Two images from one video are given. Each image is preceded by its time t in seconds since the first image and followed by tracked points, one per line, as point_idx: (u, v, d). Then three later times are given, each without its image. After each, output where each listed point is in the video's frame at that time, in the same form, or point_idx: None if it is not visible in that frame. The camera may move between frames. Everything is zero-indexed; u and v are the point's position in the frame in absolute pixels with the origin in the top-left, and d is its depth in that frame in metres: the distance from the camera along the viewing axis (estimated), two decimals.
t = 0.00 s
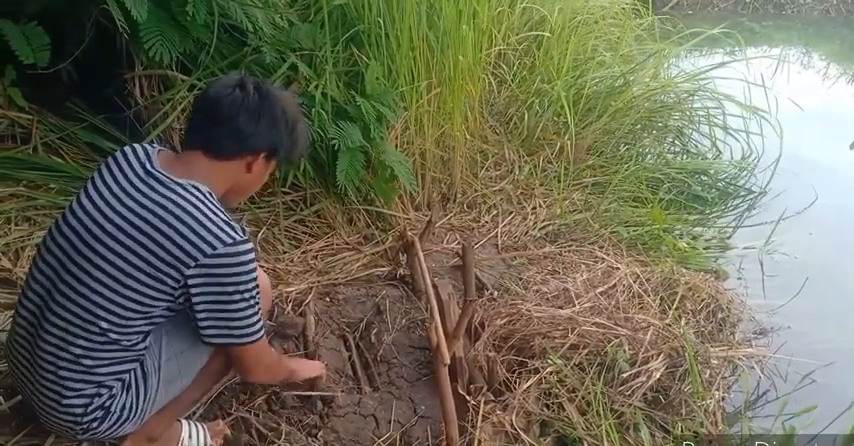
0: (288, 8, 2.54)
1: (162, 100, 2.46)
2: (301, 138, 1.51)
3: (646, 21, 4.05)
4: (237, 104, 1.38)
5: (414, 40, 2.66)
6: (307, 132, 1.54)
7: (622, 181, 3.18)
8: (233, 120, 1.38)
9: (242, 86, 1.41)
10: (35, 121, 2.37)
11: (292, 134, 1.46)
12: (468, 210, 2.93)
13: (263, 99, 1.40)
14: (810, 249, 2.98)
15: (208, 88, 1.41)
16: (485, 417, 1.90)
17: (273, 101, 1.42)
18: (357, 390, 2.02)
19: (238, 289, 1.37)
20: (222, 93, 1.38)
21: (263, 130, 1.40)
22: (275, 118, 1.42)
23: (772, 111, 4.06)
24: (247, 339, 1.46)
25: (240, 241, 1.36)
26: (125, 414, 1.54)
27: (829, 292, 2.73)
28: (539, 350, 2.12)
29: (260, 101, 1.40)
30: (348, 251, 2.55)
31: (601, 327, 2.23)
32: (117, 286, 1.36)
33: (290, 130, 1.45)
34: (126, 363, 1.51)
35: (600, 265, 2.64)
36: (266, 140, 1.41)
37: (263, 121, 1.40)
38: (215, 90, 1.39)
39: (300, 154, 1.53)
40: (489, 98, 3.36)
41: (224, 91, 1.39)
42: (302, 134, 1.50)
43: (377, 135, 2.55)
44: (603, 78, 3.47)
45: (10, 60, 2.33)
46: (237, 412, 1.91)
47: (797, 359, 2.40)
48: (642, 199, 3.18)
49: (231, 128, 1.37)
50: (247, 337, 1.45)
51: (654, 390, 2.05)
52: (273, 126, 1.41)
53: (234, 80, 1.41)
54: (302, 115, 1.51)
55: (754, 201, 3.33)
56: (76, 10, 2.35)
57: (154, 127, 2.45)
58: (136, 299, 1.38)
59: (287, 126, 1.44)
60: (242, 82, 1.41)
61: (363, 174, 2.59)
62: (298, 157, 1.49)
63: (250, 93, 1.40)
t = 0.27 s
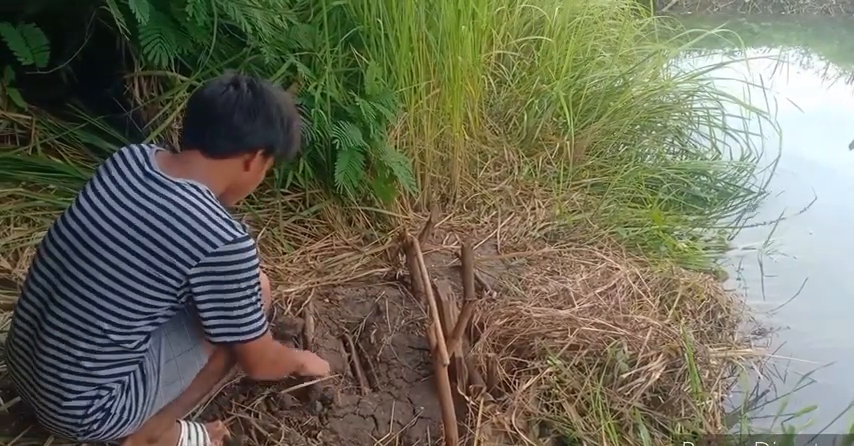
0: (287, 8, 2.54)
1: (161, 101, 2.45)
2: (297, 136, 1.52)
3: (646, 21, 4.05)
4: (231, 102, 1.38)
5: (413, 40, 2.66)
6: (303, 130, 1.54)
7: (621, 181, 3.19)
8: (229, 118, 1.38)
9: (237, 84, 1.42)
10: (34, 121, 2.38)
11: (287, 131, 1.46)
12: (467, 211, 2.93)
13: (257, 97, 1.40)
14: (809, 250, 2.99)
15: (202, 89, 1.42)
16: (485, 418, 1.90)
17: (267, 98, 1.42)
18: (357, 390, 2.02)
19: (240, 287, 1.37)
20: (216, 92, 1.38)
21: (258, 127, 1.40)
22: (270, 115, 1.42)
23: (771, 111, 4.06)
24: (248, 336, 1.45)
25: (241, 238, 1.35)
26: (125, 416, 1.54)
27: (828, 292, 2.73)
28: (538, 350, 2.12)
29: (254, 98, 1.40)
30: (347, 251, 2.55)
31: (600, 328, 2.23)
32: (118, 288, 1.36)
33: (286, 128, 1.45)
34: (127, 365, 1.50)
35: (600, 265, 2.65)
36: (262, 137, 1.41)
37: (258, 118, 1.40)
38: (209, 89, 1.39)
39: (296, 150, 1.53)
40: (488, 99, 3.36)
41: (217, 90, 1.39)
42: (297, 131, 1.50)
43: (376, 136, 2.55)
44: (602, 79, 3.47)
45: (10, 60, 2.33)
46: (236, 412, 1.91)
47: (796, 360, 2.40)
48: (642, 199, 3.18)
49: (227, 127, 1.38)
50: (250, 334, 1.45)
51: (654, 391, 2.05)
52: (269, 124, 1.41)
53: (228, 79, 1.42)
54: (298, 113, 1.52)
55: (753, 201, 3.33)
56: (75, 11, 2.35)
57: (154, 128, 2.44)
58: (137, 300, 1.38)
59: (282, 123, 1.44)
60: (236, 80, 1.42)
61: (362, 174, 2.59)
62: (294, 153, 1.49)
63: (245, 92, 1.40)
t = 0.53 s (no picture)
0: (286, 9, 2.54)
1: (159, 102, 2.46)
2: (298, 139, 1.51)
3: (645, 22, 4.05)
4: (235, 104, 1.38)
5: (412, 41, 2.66)
6: (304, 134, 1.54)
7: (620, 182, 3.19)
8: (232, 120, 1.37)
9: (240, 87, 1.42)
10: (33, 122, 2.37)
11: (290, 134, 1.46)
12: (466, 212, 2.93)
13: (261, 99, 1.40)
14: (809, 250, 2.99)
15: (205, 91, 1.41)
16: (484, 419, 1.90)
17: (270, 101, 1.42)
18: (355, 391, 2.02)
19: (233, 288, 1.32)
20: (219, 94, 1.38)
21: (261, 129, 1.39)
22: (274, 117, 1.41)
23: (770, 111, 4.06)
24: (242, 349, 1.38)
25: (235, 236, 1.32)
26: (125, 413, 1.54)
27: (827, 293, 2.73)
28: (538, 351, 2.12)
29: (258, 100, 1.40)
30: (346, 252, 2.55)
31: (599, 328, 2.23)
32: (117, 285, 1.36)
33: (289, 131, 1.45)
34: (125, 362, 1.50)
35: (599, 266, 2.65)
36: (265, 139, 1.40)
37: (262, 120, 1.40)
38: (212, 91, 1.39)
39: (297, 153, 1.53)
40: (487, 100, 3.36)
41: (221, 93, 1.39)
42: (299, 134, 1.50)
43: (375, 136, 2.55)
44: (601, 79, 3.47)
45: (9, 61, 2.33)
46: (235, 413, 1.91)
47: (796, 360, 2.40)
48: (641, 200, 3.18)
49: (230, 128, 1.37)
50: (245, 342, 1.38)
51: (653, 391, 2.05)
52: (272, 126, 1.41)
53: (231, 81, 1.42)
54: (299, 117, 1.51)
55: (753, 201, 3.34)
56: (73, 12, 2.35)
57: (152, 128, 2.46)
58: (136, 298, 1.37)
59: (285, 125, 1.44)
60: (240, 83, 1.41)
61: (361, 175, 2.58)
62: (297, 156, 1.48)
63: (249, 93, 1.40)
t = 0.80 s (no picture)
0: (286, 10, 2.54)
1: (159, 102, 2.45)
2: (311, 154, 1.51)
3: (645, 22, 4.05)
4: (247, 112, 1.39)
5: (412, 41, 2.66)
6: (317, 151, 1.54)
7: (620, 182, 3.18)
8: (242, 126, 1.38)
9: (256, 97, 1.43)
10: (33, 123, 2.37)
11: (301, 146, 1.46)
12: (466, 212, 2.93)
13: (273, 108, 1.41)
14: (808, 250, 2.99)
15: (221, 99, 1.44)
16: (484, 419, 1.90)
17: (283, 112, 1.43)
18: (355, 391, 2.02)
19: (221, 283, 1.30)
20: (233, 101, 1.40)
21: (271, 138, 1.40)
22: (284, 128, 1.42)
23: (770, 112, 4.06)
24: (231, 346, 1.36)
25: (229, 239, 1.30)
26: (123, 411, 1.54)
27: (827, 293, 2.73)
28: (538, 351, 2.12)
29: (270, 110, 1.41)
30: (346, 252, 2.55)
31: (599, 329, 2.23)
32: (113, 282, 1.35)
33: (300, 144, 1.45)
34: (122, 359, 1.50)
35: (599, 266, 2.65)
36: (273, 148, 1.40)
37: (272, 129, 1.40)
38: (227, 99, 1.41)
39: (309, 169, 1.52)
40: (487, 100, 3.36)
41: (236, 100, 1.41)
42: (312, 148, 1.50)
43: (375, 137, 2.55)
44: (601, 80, 3.47)
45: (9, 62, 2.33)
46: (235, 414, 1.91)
47: (796, 360, 2.40)
48: (641, 200, 3.18)
49: (239, 134, 1.38)
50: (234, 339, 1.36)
51: (653, 391, 2.05)
52: (282, 137, 1.41)
53: (247, 91, 1.44)
54: (313, 133, 1.52)
55: (753, 201, 3.34)
56: (73, 12, 2.35)
57: (152, 129, 2.45)
58: (135, 296, 1.37)
59: (296, 136, 1.44)
60: (256, 93, 1.43)
61: (361, 175, 2.58)
62: (306, 169, 1.47)
63: (263, 103, 1.41)
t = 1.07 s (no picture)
0: (286, 10, 2.54)
1: (160, 102, 2.43)
2: (320, 172, 1.49)
3: (645, 22, 4.05)
4: (251, 122, 1.39)
5: (412, 41, 2.65)
6: (329, 164, 1.52)
7: (620, 182, 3.19)
8: (244, 136, 1.38)
9: (265, 108, 1.43)
10: (33, 122, 2.37)
11: (306, 163, 1.44)
12: (466, 212, 2.93)
13: (277, 122, 1.40)
14: (809, 250, 2.99)
15: (234, 107, 1.44)
16: (484, 418, 1.90)
17: (288, 126, 1.41)
18: (356, 390, 2.02)
19: (230, 300, 1.35)
20: (241, 111, 1.40)
21: (271, 151, 1.39)
22: (287, 142, 1.41)
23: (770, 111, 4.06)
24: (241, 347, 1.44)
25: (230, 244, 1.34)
26: (117, 413, 1.54)
27: (828, 293, 2.73)
28: (538, 351, 2.12)
29: (275, 123, 1.40)
30: (347, 252, 2.55)
31: (599, 328, 2.23)
32: (111, 288, 1.36)
33: (304, 158, 1.44)
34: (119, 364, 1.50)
35: (599, 266, 2.65)
36: (272, 161, 1.40)
37: (274, 142, 1.39)
38: (236, 107, 1.41)
39: (317, 186, 1.50)
40: (487, 100, 3.36)
41: (245, 110, 1.41)
42: (319, 166, 1.48)
43: (375, 137, 2.55)
44: (601, 80, 3.48)
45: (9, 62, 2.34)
46: (236, 414, 1.91)
47: (796, 360, 2.40)
48: (641, 200, 3.18)
49: (240, 143, 1.38)
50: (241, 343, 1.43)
51: (653, 391, 2.05)
52: (284, 151, 1.40)
53: (259, 102, 1.44)
54: (324, 146, 1.50)
55: (753, 201, 3.34)
56: (73, 13, 2.35)
57: (152, 130, 2.43)
58: (128, 300, 1.37)
59: (299, 152, 1.42)
60: (265, 104, 1.43)
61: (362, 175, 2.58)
62: (309, 186, 1.46)
63: (268, 115, 1.41)
